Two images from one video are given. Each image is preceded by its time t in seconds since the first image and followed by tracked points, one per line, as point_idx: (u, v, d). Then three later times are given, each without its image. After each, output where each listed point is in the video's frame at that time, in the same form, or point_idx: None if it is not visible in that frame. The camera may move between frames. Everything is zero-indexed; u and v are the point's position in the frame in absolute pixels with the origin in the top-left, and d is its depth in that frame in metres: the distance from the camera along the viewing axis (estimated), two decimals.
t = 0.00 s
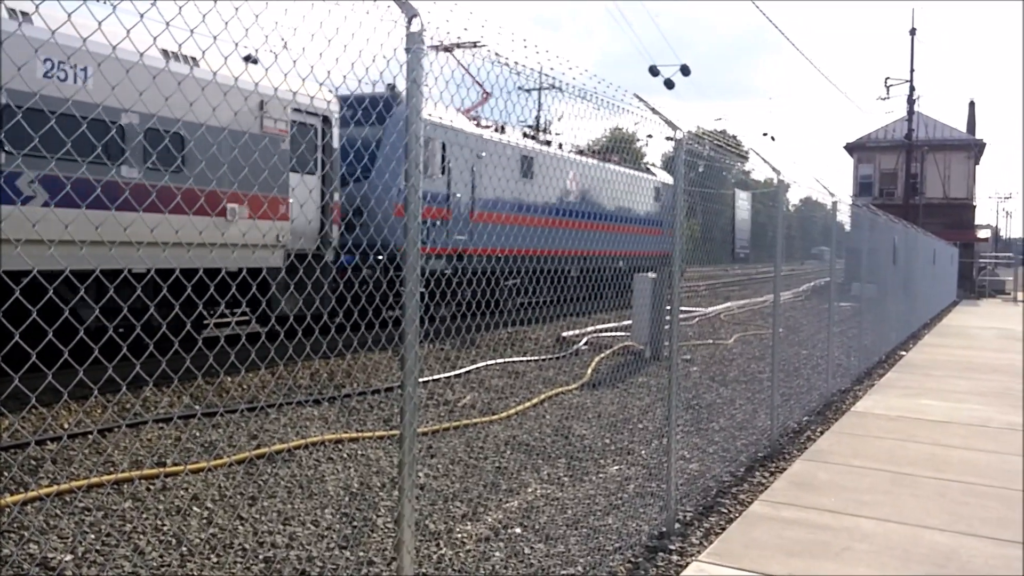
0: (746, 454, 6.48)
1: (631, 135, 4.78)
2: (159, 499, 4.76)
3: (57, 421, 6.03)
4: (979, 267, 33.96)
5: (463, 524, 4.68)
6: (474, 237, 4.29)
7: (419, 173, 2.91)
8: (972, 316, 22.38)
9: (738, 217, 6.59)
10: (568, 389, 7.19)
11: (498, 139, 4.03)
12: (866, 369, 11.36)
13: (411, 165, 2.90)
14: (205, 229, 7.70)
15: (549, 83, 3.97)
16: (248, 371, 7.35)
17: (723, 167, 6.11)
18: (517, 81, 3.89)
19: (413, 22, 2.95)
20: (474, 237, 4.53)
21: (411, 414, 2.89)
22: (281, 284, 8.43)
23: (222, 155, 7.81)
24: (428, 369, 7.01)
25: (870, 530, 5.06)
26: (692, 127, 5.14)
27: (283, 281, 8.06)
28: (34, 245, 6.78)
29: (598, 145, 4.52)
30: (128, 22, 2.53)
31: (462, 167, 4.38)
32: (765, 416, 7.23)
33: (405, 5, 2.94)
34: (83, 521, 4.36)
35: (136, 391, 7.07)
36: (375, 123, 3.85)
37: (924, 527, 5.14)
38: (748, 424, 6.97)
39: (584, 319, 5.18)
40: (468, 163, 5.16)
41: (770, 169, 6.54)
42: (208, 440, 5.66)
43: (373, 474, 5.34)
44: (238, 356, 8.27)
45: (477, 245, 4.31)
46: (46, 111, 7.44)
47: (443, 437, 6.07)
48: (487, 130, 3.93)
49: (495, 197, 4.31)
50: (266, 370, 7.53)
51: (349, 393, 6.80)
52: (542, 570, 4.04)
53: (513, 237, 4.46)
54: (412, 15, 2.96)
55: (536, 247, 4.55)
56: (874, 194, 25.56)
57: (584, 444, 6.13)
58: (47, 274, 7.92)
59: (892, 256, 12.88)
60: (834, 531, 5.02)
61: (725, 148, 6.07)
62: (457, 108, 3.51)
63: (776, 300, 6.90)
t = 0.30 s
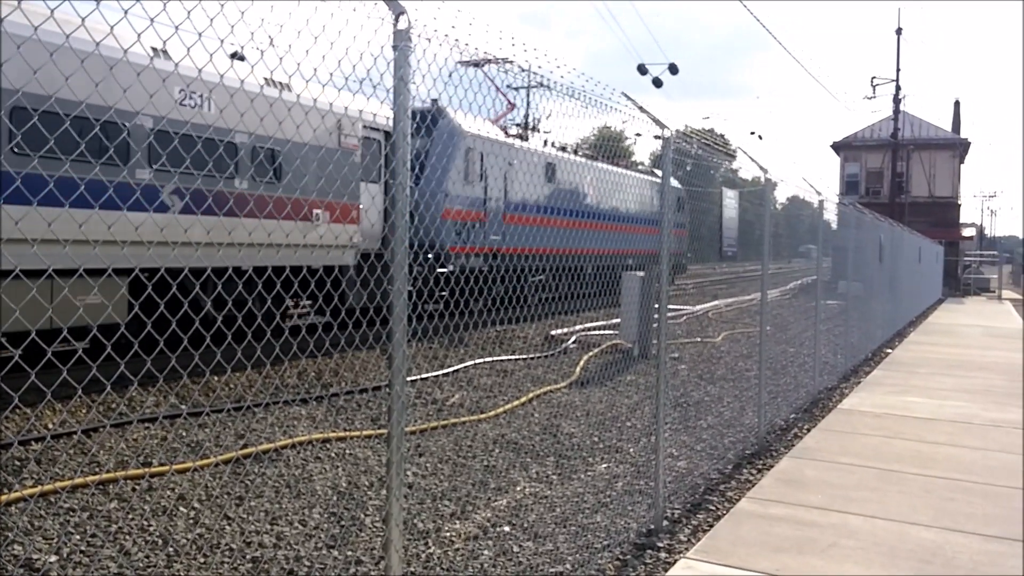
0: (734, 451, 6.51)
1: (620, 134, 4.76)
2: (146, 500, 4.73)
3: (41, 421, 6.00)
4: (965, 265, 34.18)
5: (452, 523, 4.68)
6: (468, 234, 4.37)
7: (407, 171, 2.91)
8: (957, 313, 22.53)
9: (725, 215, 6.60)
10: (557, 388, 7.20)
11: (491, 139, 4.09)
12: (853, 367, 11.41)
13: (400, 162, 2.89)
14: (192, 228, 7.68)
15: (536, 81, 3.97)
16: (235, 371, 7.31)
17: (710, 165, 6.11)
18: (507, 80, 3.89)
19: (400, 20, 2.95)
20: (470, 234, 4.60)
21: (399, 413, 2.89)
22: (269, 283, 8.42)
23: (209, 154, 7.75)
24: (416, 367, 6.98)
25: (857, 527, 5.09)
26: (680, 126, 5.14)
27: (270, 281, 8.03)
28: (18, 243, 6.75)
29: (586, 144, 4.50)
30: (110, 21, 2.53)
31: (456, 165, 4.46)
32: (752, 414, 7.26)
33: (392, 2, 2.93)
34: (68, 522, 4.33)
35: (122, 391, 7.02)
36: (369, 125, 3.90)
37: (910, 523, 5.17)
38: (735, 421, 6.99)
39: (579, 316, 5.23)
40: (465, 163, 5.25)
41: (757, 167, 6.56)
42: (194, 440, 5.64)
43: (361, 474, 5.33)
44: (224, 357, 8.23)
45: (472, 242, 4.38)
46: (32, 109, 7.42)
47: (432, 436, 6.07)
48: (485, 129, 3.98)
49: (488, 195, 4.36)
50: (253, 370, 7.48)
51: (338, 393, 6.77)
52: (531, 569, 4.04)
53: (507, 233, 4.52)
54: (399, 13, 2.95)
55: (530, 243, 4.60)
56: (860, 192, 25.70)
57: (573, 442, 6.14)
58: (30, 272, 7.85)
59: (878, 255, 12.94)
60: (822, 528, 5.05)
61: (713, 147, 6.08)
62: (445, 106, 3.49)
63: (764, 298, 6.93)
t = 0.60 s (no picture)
0: (720, 449, 6.54)
1: (606, 133, 4.76)
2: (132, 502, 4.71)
3: (25, 422, 5.96)
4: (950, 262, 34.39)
5: (439, 522, 4.68)
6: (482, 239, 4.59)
7: (392, 171, 2.90)
8: (940, 311, 22.69)
9: (712, 213, 6.61)
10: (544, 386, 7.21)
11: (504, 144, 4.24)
12: (838, 364, 11.47)
13: (385, 162, 2.89)
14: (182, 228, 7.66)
15: (523, 80, 3.97)
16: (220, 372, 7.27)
17: (696, 164, 6.12)
18: (493, 78, 3.89)
19: (385, 18, 2.94)
20: (486, 237, 4.86)
21: (385, 413, 2.89)
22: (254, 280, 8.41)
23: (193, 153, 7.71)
24: (403, 366, 6.97)
25: (841, 522, 5.12)
26: (666, 124, 5.16)
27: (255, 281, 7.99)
28: None
29: (571, 143, 4.50)
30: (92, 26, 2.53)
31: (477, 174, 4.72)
32: (738, 411, 7.29)
33: (377, 1, 2.92)
34: (52, 523, 4.31)
35: (106, 392, 6.97)
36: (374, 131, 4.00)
37: (894, 519, 5.21)
38: (722, 418, 7.02)
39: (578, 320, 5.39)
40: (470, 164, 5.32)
41: (743, 166, 6.58)
42: (180, 440, 5.61)
43: (348, 474, 5.31)
44: (209, 357, 8.18)
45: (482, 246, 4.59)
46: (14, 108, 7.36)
47: (419, 435, 6.06)
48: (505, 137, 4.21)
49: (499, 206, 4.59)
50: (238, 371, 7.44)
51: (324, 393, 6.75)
52: (519, 568, 4.05)
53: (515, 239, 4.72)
54: (384, 11, 2.95)
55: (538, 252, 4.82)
56: (845, 191, 25.85)
57: (561, 440, 6.15)
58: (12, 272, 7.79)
59: (863, 253, 13.02)
60: (808, 524, 5.08)
61: (699, 145, 6.09)
62: (431, 106, 3.48)
63: (749, 296, 6.95)
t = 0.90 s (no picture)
0: (708, 446, 6.56)
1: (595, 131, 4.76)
2: (119, 502, 4.69)
3: (9, 422, 5.93)
4: (936, 259, 34.58)
5: (428, 520, 4.68)
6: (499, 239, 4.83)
7: (379, 170, 2.89)
8: (927, 308, 22.81)
9: (700, 211, 6.62)
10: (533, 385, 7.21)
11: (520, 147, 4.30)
12: (825, 361, 11.52)
13: (372, 160, 2.88)
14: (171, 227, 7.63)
15: (512, 79, 3.98)
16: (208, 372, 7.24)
17: (684, 163, 6.11)
18: (483, 76, 3.89)
19: (371, 16, 2.94)
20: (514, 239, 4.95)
21: (374, 410, 2.89)
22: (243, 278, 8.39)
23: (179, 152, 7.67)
24: (391, 365, 6.96)
25: (828, 519, 5.15)
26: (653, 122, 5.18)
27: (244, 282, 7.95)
28: None
29: (561, 141, 4.50)
30: (77, 25, 2.52)
31: (500, 176, 4.95)
32: (726, 408, 7.31)
33: None
34: (39, 524, 4.28)
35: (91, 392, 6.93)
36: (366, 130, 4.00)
37: (881, 515, 5.24)
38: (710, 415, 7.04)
39: (587, 319, 5.58)
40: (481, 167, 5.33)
41: (730, 164, 6.59)
42: (166, 441, 5.59)
43: (337, 472, 5.31)
44: (195, 357, 8.14)
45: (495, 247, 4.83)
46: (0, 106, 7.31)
47: (407, 433, 6.06)
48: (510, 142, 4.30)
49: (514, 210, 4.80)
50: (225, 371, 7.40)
51: (311, 392, 6.72)
52: (508, 566, 4.05)
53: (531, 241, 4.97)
54: (371, 8, 2.94)
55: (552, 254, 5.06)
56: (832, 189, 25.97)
57: (549, 438, 6.15)
58: None
59: (850, 251, 13.07)
60: (795, 521, 5.10)
61: (687, 143, 6.08)
62: (419, 104, 3.48)
63: (737, 294, 6.97)
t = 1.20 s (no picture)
0: (701, 444, 6.58)
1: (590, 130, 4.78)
2: (112, 500, 4.69)
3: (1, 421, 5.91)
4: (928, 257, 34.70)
5: (421, 518, 4.68)
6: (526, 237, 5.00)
7: (373, 167, 2.89)
8: (919, 306, 22.90)
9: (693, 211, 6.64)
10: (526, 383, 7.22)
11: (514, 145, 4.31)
12: (818, 359, 11.57)
13: (365, 157, 2.88)
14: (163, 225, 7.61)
15: (505, 77, 3.99)
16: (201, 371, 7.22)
17: (678, 161, 6.11)
18: (476, 74, 3.89)
19: (364, 14, 2.94)
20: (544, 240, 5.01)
21: (366, 408, 2.89)
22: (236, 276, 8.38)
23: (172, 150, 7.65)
24: (384, 364, 6.97)
25: (820, 516, 5.17)
26: (648, 122, 5.20)
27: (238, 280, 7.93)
28: None
29: (554, 139, 4.51)
30: (67, 22, 2.52)
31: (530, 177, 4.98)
32: (719, 406, 7.33)
33: None
34: (31, 523, 4.27)
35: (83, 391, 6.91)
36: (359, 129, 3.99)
37: (873, 512, 5.26)
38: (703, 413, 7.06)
39: (580, 317, 5.59)
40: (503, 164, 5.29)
41: (724, 163, 6.60)
42: (159, 439, 5.58)
43: (330, 470, 5.31)
44: (187, 356, 8.12)
45: (513, 245, 4.97)
46: None
47: (400, 431, 6.06)
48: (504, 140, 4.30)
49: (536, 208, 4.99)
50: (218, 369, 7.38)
51: (303, 390, 6.72)
52: (501, 564, 4.06)
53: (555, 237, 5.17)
54: (363, 6, 2.94)
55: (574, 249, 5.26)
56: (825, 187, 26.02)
57: (543, 436, 6.17)
58: None
59: (842, 249, 13.11)
60: (788, 518, 5.12)
61: (681, 142, 6.08)
62: (414, 102, 3.48)
63: (730, 292, 6.98)
